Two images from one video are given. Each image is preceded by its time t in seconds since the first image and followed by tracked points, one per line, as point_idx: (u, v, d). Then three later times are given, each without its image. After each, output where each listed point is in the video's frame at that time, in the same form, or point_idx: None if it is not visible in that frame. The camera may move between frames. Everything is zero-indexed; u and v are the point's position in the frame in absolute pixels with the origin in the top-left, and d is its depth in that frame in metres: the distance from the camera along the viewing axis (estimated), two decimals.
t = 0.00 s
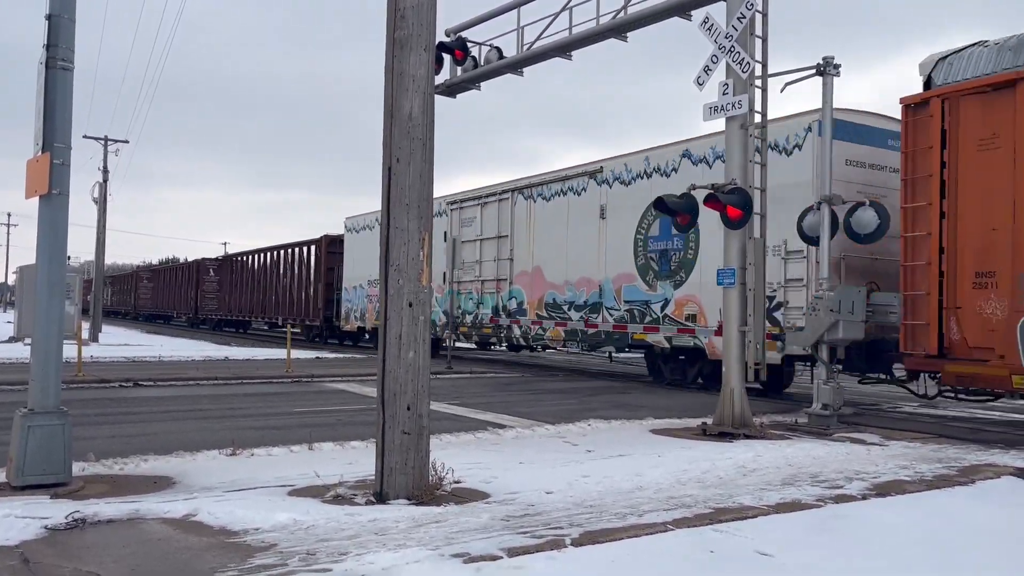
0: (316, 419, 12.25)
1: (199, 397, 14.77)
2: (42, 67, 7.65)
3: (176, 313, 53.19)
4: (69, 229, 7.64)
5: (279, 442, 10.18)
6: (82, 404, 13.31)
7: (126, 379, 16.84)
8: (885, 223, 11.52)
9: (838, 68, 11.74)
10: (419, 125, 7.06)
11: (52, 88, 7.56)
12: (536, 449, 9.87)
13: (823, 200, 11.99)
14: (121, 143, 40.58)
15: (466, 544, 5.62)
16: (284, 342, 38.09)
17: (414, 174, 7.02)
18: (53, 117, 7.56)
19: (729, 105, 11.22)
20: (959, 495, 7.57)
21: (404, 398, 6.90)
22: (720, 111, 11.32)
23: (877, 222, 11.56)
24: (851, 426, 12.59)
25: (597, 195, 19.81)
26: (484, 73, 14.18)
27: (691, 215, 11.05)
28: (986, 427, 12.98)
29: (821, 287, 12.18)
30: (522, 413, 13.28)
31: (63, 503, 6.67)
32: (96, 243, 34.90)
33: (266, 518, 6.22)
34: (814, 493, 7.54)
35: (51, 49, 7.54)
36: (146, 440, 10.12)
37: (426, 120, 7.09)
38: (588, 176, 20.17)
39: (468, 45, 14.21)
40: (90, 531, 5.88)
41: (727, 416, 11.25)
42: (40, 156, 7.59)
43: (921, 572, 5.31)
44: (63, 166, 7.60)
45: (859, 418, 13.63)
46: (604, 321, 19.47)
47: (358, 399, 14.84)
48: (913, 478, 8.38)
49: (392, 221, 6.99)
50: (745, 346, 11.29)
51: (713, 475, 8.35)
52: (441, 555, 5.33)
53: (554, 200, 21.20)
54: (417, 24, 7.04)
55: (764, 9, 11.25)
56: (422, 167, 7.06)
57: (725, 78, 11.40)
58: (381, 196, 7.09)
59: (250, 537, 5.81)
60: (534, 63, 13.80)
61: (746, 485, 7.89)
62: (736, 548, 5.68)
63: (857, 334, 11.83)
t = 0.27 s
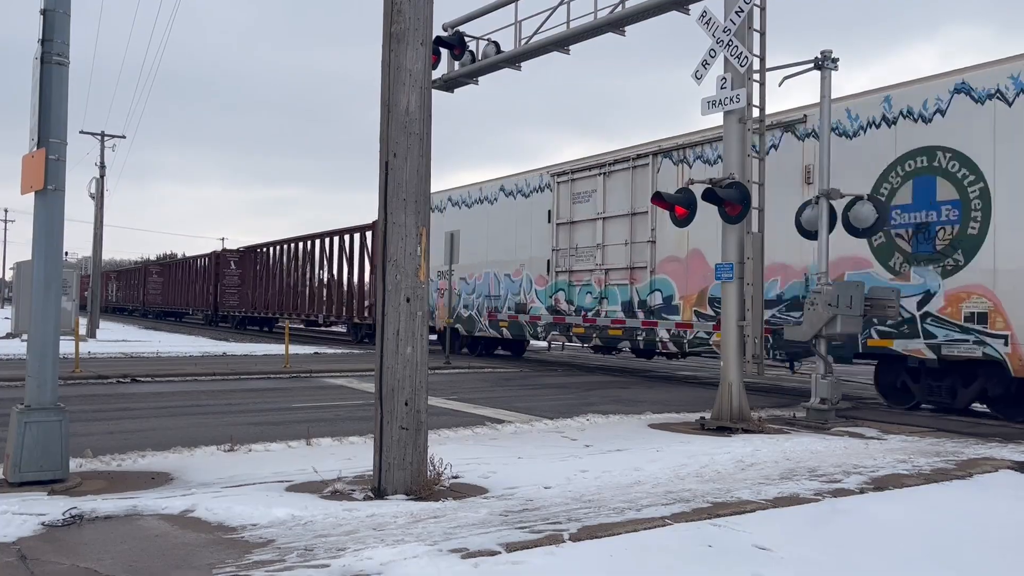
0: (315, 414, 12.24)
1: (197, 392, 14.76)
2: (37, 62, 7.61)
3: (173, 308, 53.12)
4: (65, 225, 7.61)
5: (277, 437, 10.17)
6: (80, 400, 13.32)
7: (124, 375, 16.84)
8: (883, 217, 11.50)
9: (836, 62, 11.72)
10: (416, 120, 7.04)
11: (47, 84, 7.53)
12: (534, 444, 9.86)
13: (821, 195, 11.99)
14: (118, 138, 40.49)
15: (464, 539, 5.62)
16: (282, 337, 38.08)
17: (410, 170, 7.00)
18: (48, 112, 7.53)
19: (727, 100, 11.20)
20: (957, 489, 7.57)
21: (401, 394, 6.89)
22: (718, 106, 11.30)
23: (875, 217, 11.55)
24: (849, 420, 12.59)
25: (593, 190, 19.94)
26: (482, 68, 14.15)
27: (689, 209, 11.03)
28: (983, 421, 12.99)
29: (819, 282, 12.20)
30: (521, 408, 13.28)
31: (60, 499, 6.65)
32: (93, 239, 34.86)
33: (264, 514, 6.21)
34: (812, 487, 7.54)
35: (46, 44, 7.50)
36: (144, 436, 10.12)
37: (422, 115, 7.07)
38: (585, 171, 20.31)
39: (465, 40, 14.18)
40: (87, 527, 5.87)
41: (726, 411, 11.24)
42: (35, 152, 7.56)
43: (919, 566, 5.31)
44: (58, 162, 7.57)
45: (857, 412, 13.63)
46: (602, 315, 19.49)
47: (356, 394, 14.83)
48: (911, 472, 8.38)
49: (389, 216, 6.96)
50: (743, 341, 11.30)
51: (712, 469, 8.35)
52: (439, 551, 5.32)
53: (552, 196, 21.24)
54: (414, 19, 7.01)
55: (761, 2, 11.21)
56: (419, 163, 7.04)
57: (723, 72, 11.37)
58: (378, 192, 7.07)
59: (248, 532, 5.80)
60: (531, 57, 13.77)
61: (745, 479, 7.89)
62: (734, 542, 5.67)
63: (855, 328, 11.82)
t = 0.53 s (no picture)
0: (313, 409, 12.25)
1: (195, 387, 14.78)
2: (33, 56, 7.59)
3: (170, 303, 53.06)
4: (61, 220, 7.60)
5: (275, 432, 10.17)
6: (78, 395, 13.31)
7: (122, 370, 16.83)
8: (880, 211, 11.53)
9: (833, 56, 11.71)
10: (414, 115, 7.03)
11: (43, 78, 7.50)
12: (532, 438, 9.87)
13: (818, 188, 11.98)
14: (114, 133, 40.35)
15: (463, 532, 5.63)
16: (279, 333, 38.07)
17: (407, 163, 6.99)
18: (44, 107, 7.51)
19: (725, 93, 11.19)
20: (953, 481, 7.60)
21: (400, 388, 6.89)
22: (716, 99, 11.30)
23: (873, 210, 11.56)
24: (847, 413, 12.61)
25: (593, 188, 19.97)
26: (478, 62, 14.12)
27: (686, 203, 11.03)
28: (980, 414, 13.02)
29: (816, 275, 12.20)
30: (519, 402, 13.29)
31: (59, 493, 6.66)
32: (90, 235, 34.79)
33: (263, 508, 6.22)
34: (810, 480, 7.56)
35: (41, 38, 7.48)
36: (142, 431, 10.11)
37: (419, 109, 7.06)
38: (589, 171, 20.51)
39: (462, 33, 14.14)
40: (86, 521, 5.87)
41: (723, 404, 11.26)
42: (32, 146, 7.54)
43: (916, 558, 5.33)
44: (54, 157, 7.55)
45: (855, 406, 13.64)
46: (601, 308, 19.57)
47: (354, 389, 14.83)
48: (908, 464, 8.40)
49: (386, 211, 6.95)
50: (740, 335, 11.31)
51: (709, 463, 8.36)
52: (437, 544, 5.33)
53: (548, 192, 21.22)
54: (411, 12, 6.99)
55: None
56: (416, 157, 7.03)
57: (720, 65, 11.36)
58: (375, 186, 7.06)
59: (247, 526, 5.81)
60: (528, 51, 13.74)
61: (742, 472, 7.91)
62: (732, 535, 5.69)
63: (852, 322, 11.83)
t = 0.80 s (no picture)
0: (310, 405, 12.24)
1: (191, 383, 14.77)
2: (27, 52, 7.56)
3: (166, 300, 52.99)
4: (55, 216, 7.57)
5: (272, 428, 10.17)
6: (74, 392, 13.28)
7: (118, 366, 16.80)
8: (877, 205, 11.54)
9: (829, 50, 11.71)
10: (409, 109, 7.02)
11: (37, 74, 7.47)
12: (529, 433, 9.88)
13: (814, 182, 11.98)
14: (109, 128, 40.20)
15: (459, 527, 5.63)
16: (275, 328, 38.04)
17: (403, 158, 6.98)
18: (39, 102, 7.48)
19: (721, 88, 11.19)
20: (949, 475, 7.62)
21: (396, 383, 6.89)
22: (712, 94, 11.30)
23: (869, 205, 11.58)
24: (842, 408, 12.63)
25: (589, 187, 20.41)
26: (475, 57, 14.09)
27: (682, 198, 11.02)
28: (975, 408, 13.07)
29: (812, 270, 12.22)
30: (516, 397, 13.30)
31: (55, 490, 6.65)
32: (86, 231, 34.71)
33: (259, 503, 6.21)
34: (806, 474, 7.57)
35: (36, 33, 7.45)
36: (139, 427, 10.10)
37: (415, 104, 7.05)
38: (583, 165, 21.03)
39: (458, 28, 14.11)
40: (82, 517, 5.87)
41: (719, 399, 11.27)
42: (26, 142, 7.51)
43: (910, 551, 5.34)
44: (49, 153, 7.53)
45: (851, 400, 13.67)
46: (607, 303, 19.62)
47: (351, 385, 14.83)
48: (903, 458, 8.42)
49: (382, 206, 6.94)
50: (737, 330, 11.33)
51: (706, 457, 8.38)
52: (434, 539, 5.34)
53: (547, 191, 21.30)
54: (406, 7, 6.97)
55: None
56: (412, 152, 7.02)
57: (716, 60, 11.36)
58: (371, 181, 7.04)
59: (243, 522, 5.81)
60: (524, 46, 13.72)
61: (738, 466, 7.92)
62: (728, 529, 5.70)
63: (848, 317, 11.86)
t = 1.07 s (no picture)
0: (306, 402, 12.23)
1: (188, 380, 14.76)
2: (21, 49, 7.53)
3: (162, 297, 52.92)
4: (50, 213, 7.55)
5: (268, 425, 10.16)
6: (69, 389, 13.24)
7: (113, 364, 16.77)
8: (872, 201, 11.56)
9: (824, 46, 11.71)
10: (405, 105, 7.00)
11: (32, 71, 7.45)
12: (525, 429, 9.88)
13: (810, 178, 11.98)
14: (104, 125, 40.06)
15: (456, 524, 5.63)
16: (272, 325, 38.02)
17: (398, 155, 6.97)
18: (33, 99, 7.46)
19: (717, 84, 11.18)
20: (944, 469, 7.63)
21: (392, 380, 6.89)
22: (707, 90, 11.29)
23: (864, 201, 11.60)
24: (838, 403, 12.62)
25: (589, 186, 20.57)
26: (470, 53, 14.07)
27: (679, 194, 11.03)
28: (971, 403, 13.09)
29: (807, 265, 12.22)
30: (512, 394, 13.30)
31: (50, 487, 6.64)
32: (81, 229, 34.62)
33: (255, 500, 6.21)
34: (802, 470, 7.58)
35: (29, 30, 7.43)
36: (135, 425, 10.09)
37: (410, 100, 7.03)
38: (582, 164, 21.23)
39: (453, 24, 14.08)
40: (78, 515, 5.86)
41: (715, 395, 11.27)
42: (20, 139, 7.48)
43: (906, 545, 5.35)
44: (43, 149, 7.50)
45: (847, 396, 13.69)
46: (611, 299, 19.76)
47: (347, 382, 14.81)
48: (899, 453, 8.44)
49: (378, 202, 6.93)
50: (733, 325, 11.34)
51: (702, 453, 8.39)
52: (430, 536, 5.33)
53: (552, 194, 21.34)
54: (401, 2, 6.95)
55: None
56: (408, 148, 7.01)
57: (712, 56, 11.36)
58: (366, 177, 7.03)
59: (239, 519, 5.80)
60: (519, 42, 13.70)
61: (734, 462, 7.93)
62: (725, 525, 5.70)
63: (844, 312, 11.87)
